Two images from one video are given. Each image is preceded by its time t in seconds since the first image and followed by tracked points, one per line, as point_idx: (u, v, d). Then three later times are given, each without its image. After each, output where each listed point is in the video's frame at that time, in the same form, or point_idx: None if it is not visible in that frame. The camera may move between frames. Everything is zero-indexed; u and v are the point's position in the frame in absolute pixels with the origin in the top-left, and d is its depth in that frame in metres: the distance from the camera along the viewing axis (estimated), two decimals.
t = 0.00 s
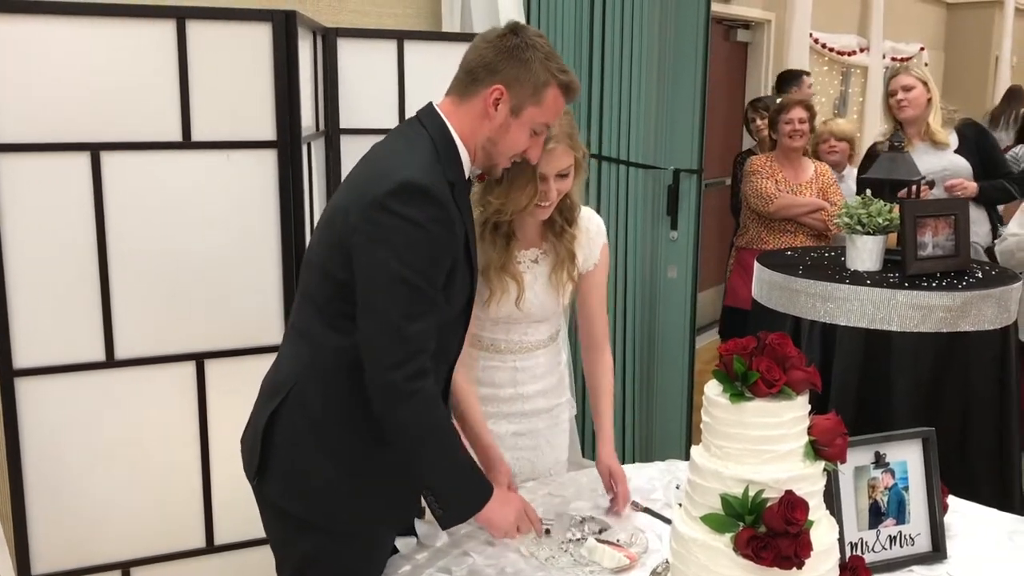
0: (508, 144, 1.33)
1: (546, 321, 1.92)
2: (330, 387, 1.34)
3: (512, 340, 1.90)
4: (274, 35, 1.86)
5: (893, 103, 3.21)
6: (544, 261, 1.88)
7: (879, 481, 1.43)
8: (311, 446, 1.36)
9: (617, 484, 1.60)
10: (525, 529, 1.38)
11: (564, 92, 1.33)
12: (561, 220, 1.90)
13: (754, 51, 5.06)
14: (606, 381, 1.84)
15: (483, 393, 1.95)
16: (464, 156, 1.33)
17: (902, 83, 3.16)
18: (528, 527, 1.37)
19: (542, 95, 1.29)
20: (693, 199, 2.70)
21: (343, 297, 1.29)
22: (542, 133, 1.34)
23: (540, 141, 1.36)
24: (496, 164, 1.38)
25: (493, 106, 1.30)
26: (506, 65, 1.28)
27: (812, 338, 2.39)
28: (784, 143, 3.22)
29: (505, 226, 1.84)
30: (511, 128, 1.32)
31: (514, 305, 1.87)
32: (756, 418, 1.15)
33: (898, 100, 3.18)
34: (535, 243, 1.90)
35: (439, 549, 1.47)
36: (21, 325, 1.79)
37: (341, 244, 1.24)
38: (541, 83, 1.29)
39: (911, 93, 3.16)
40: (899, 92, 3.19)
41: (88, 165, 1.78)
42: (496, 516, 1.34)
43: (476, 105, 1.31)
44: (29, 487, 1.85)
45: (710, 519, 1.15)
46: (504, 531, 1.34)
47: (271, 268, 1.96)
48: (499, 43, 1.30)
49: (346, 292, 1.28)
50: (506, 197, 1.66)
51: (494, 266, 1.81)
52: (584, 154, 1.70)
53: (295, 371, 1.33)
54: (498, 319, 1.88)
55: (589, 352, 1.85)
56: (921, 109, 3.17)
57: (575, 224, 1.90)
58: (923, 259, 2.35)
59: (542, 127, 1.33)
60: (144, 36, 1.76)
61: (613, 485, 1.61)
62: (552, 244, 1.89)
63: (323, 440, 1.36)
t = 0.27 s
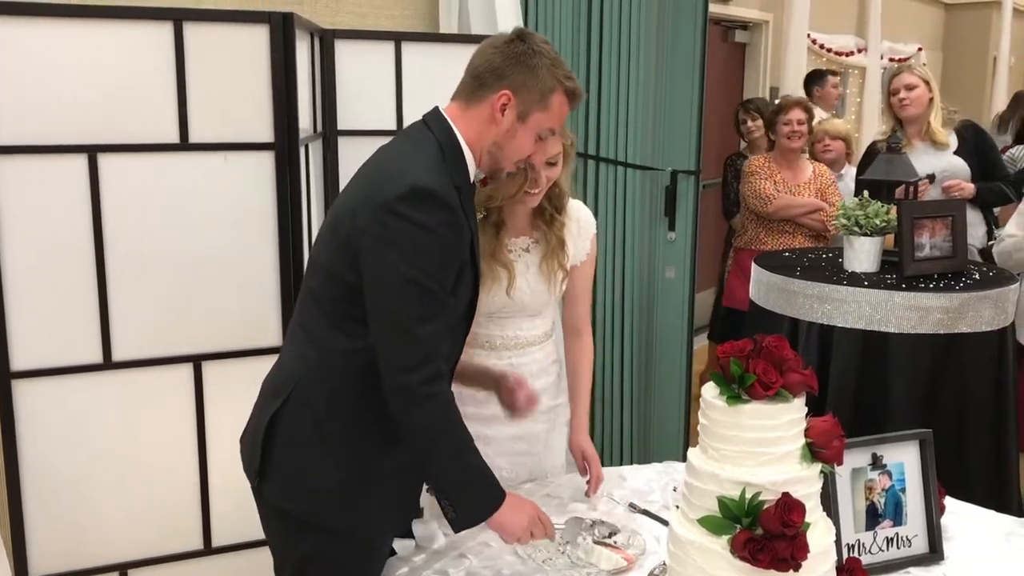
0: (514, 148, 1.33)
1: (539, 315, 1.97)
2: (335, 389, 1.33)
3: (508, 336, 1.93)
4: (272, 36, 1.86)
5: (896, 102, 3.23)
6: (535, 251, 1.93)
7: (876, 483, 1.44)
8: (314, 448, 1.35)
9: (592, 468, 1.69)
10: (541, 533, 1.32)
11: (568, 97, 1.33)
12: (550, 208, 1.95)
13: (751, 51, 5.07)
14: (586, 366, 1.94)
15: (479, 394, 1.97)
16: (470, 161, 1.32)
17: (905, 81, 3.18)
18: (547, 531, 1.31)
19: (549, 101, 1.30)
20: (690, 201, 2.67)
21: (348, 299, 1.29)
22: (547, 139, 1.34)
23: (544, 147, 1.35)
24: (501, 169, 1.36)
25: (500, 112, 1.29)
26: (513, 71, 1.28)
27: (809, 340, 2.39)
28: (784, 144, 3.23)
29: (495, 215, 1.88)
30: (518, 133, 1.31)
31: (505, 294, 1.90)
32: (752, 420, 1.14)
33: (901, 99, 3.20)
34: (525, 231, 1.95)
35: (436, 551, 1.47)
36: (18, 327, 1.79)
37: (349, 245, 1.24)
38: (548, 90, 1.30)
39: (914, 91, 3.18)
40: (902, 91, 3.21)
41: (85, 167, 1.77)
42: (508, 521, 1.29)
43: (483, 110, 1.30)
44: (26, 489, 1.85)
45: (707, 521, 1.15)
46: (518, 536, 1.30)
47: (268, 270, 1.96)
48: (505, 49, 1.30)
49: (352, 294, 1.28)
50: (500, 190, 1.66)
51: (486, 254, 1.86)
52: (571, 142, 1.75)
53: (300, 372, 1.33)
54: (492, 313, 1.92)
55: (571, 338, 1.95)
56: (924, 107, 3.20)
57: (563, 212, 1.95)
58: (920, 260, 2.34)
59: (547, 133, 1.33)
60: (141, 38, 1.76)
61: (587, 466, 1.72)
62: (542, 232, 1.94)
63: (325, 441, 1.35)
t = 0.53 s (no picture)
0: (514, 149, 1.33)
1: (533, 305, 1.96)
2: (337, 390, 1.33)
3: (504, 331, 1.94)
4: (268, 37, 1.86)
5: (902, 100, 3.25)
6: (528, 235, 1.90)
7: (870, 483, 1.44)
8: (313, 448, 1.35)
9: (593, 461, 1.70)
10: (541, 539, 1.30)
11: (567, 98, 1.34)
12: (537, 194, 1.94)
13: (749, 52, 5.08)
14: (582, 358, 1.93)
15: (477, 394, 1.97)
16: (470, 162, 1.32)
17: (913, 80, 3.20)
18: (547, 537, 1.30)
19: (548, 102, 1.31)
20: (686, 202, 2.65)
21: (350, 299, 1.29)
22: (545, 139, 1.35)
23: (542, 147, 1.37)
24: (501, 169, 1.37)
25: (500, 113, 1.30)
26: (513, 73, 1.29)
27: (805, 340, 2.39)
28: (779, 145, 3.24)
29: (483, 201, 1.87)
30: (517, 135, 1.32)
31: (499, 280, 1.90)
32: (745, 421, 1.15)
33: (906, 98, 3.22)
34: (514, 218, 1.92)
35: (431, 552, 1.47)
36: (13, 328, 1.79)
37: (352, 246, 1.24)
38: (547, 91, 1.30)
39: (920, 91, 3.20)
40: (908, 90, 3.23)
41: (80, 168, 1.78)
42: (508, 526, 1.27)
43: (483, 112, 1.30)
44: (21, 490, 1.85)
45: (700, 522, 1.15)
46: (518, 539, 1.28)
47: (263, 270, 1.96)
48: (504, 51, 1.30)
49: (355, 294, 1.28)
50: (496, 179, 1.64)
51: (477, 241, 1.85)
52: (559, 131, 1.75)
53: (301, 372, 1.33)
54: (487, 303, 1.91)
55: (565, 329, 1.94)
56: (931, 107, 3.22)
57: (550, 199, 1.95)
58: (916, 260, 2.34)
59: (545, 133, 1.34)
60: (137, 38, 1.77)
61: (588, 463, 1.75)
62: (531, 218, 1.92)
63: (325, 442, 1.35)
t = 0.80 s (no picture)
0: (509, 153, 1.33)
1: (526, 305, 1.97)
2: (332, 392, 1.33)
3: (498, 329, 1.94)
4: (259, 39, 1.87)
5: (908, 100, 3.30)
6: (518, 231, 1.91)
7: (859, 484, 1.44)
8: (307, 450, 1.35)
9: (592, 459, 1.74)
10: (532, 547, 1.31)
11: (561, 102, 1.35)
12: (528, 192, 1.96)
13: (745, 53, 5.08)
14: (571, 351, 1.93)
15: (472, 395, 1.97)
16: (465, 166, 1.32)
17: (921, 81, 3.24)
18: (539, 545, 1.30)
19: (542, 106, 1.31)
20: (680, 202, 2.66)
21: (345, 302, 1.29)
22: (538, 142, 1.35)
23: (536, 150, 1.37)
24: (495, 173, 1.37)
25: (494, 117, 1.30)
26: (507, 77, 1.29)
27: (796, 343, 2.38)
28: (773, 145, 3.24)
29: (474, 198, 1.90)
30: (512, 138, 1.32)
31: (492, 273, 1.90)
32: (731, 423, 1.15)
33: (914, 98, 3.27)
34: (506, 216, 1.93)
35: (421, 553, 1.48)
36: (5, 331, 1.79)
37: (348, 249, 1.24)
38: (541, 95, 1.31)
39: (928, 91, 3.25)
40: (915, 89, 3.27)
41: (72, 171, 1.78)
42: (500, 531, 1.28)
43: (477, 115, 1.30)
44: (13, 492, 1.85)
45: (687, 524, 1.15)
46: (510, 548, 1.29)
47: (255, 272, 1.96)
48: (498, 55, 1.30)
49: (350, 297, 1.28)
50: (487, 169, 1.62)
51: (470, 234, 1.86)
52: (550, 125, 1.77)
53: (296, 374, 1.33)
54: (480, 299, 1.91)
55: (556, 328, 1.95)
56: (937, 106, 3.28)
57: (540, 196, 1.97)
58: (908, 261, 2.35)
59: (539, 137, 1.34)
60: (128, 41, 1.77)
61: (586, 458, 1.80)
62: (522, 213, 1.93)
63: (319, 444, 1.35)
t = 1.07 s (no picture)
0: (503, 153, 1.33)
1: (520, 304, 1.97)
2: (327, 393, 1.33)
3: (493, 327, 1.94)
4: (252, 38, 1.87)
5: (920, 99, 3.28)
6: (513, 230, 1.93)
7: (850, 484, 1.44)
8: (303, 451, 1.34)
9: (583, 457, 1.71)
10: (524, 557, 1.31)
11: (554, 101, 1.34)
12: (524, 190, 1.98)
13: (742, 53, 5.07)
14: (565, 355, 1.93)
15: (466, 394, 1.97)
16: (458, 166, 1.32)
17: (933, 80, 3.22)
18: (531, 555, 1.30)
19: (536, 106, 1.31)
20: (677, 201, 2.66)
21: (340, 302, 1.28)
22: (532, 142, 1.35)
23: (529, 149, 1.37)
24: (489, 173, 1.36)
25: (489, 117, 1.30)
26: (501, 77, 1.28)
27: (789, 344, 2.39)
28: (769, 145, 3.23)
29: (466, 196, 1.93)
30: (506, 138, 1.32)
31: (487, 271, 1.91)
32: (720, 422, 1.15)
33: (927, 97, 3.25)
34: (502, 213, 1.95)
35: (412, 553, 1.47)
36: None
37: (344, 251, 1.23)
38: (535, 95, 1.30)
39: (939, 90, 3.23)
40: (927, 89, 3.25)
41: (64, 170, 1.77)
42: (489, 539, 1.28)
43: (471, 115, 1.30)
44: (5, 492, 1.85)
45: (676, 523, 1.15)
46: (501, 557, 1.29)
47: (248, 272, 1.96)
48: (493, 55, 1.30)
49: (345, 296, 1.27)
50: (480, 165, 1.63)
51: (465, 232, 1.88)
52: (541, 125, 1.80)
53: (291, 375, 1.32)
54: (474, 296, 1.92)
55: (549, 328, 1.96)
56: (948, 105, 3.25)
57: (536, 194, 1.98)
58: (902, 261, 2.35)
59: (533, 136, 1.34)
60: (120, 40, 1.77)
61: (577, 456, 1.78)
62: (518, 212, 1.96)
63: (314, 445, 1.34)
